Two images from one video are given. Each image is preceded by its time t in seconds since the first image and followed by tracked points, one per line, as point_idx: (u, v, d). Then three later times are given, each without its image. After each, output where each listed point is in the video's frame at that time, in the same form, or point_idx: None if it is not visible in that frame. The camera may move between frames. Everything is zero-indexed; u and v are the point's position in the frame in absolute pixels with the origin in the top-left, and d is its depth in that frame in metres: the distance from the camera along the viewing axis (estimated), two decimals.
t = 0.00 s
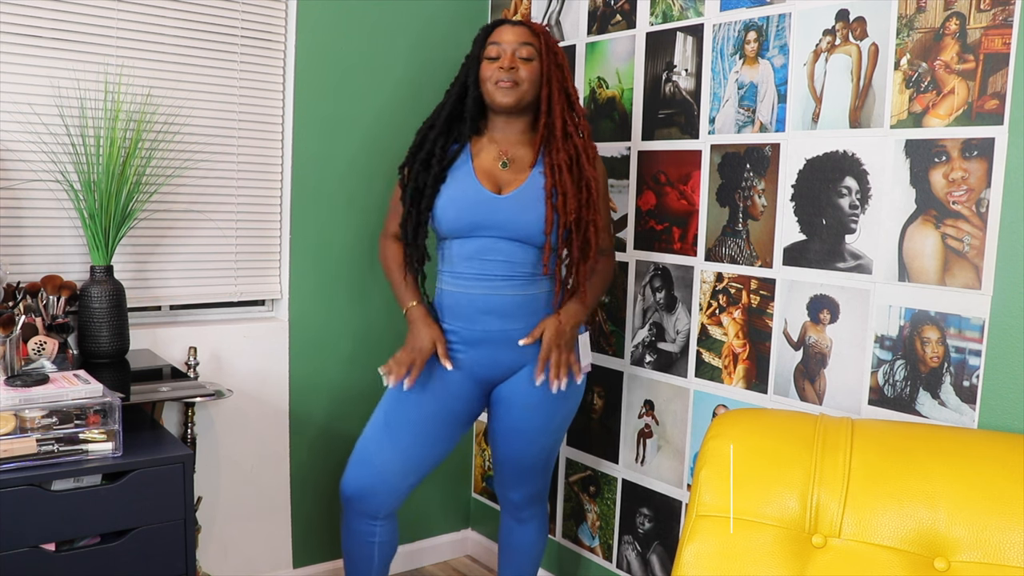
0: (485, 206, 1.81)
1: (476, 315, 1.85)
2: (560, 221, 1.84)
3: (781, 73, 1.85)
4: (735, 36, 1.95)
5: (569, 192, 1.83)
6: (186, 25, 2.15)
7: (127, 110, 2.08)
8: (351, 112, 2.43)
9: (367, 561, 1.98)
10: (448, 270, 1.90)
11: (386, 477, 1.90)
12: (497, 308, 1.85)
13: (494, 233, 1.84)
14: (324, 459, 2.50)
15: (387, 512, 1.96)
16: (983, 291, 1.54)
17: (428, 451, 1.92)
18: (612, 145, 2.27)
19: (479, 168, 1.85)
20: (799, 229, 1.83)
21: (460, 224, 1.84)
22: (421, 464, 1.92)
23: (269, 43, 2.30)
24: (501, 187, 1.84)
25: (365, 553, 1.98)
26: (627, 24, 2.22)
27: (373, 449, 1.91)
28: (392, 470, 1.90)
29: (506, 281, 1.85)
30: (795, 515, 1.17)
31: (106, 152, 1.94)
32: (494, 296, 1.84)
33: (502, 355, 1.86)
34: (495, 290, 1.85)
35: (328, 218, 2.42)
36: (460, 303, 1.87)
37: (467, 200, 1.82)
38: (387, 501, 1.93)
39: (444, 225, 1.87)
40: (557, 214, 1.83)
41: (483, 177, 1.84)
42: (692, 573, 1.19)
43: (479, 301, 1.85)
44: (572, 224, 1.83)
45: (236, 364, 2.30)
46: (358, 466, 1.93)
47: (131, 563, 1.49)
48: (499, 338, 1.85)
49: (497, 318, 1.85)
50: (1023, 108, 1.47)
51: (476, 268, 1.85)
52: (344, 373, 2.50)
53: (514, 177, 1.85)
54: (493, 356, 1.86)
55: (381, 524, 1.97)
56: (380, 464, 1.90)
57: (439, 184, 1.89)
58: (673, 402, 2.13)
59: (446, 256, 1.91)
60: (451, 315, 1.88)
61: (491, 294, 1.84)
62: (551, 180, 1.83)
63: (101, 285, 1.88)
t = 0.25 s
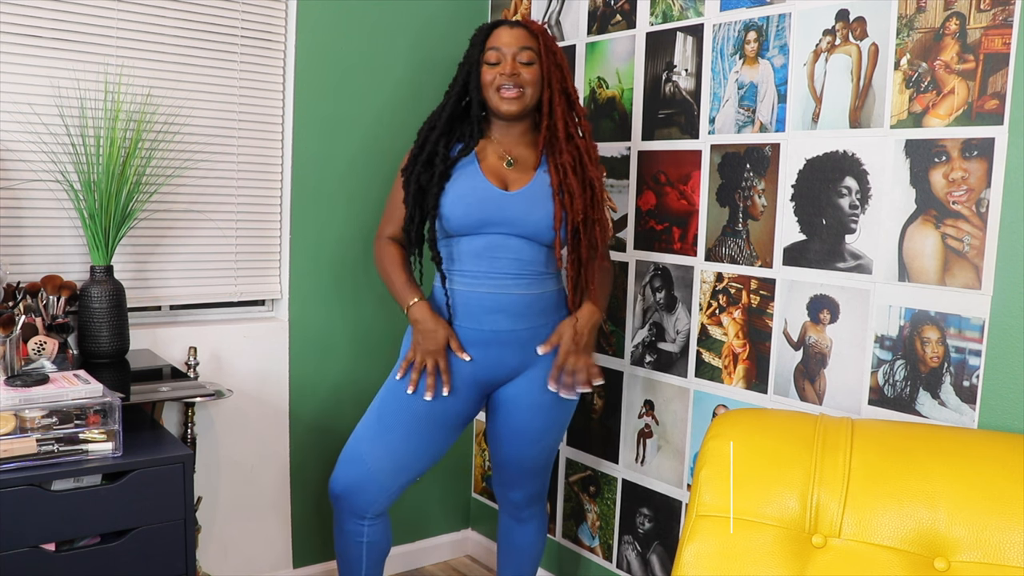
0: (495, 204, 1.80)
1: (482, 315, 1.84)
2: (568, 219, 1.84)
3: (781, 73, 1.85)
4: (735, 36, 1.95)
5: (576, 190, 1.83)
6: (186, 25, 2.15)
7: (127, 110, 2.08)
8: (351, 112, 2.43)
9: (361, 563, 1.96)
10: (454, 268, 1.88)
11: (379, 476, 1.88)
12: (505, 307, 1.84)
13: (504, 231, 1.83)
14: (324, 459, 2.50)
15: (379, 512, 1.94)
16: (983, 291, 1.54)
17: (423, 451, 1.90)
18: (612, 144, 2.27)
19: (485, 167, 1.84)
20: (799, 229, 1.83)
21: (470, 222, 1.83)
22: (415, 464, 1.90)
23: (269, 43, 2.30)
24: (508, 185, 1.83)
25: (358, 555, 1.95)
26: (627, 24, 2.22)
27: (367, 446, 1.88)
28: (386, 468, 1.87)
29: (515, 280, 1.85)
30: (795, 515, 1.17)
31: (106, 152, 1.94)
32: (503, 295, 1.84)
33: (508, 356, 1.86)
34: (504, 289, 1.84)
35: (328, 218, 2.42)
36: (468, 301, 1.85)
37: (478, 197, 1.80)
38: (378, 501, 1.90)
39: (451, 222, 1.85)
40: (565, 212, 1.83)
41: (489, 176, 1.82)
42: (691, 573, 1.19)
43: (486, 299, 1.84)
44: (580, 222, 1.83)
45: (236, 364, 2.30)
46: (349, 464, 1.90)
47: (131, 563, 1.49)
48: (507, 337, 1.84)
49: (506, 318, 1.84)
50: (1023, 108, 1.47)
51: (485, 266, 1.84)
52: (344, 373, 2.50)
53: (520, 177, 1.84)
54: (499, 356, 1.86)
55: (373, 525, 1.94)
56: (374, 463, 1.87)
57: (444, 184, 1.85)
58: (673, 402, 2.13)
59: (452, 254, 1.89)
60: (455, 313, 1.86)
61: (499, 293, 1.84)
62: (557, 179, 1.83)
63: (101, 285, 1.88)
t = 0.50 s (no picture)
0: (497, 201, 1.79)
1: (481, 314, 1.83)
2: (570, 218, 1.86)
3: (781, 73, 1.85)
4: (735, 36, 1.95)
5: (578, 191, 1.86)
6: (186, 25, 2.15)
7: (127, 110, 2.08)
8: (351, 112, 2.43)
9: (358, 564, 1.95)
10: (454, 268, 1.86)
11: (378, 478, 1.87)
12: (506, 306, 1.83)
13: (508, 228, 1.82)
14: (324, 459, 2.50)
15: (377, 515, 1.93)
16: (983, 291, 1.54)
17: (421, 453, 1.89)
18: (612, 144, 2.27)
19: (487, 166, 1.84)
20: (799, 229, 1.83)
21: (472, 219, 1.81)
22: (413, 466, 1.89)
23: (269, 43, 2.30)
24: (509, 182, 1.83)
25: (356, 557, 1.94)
26: (627, 24, 2.22)
27: (364, 449, 1.87)
28: (384, 471, 1.86)
29: (517, 278, 1.84)
30: (794, 515, 1.17)
31: (106, 152, 1.94)
32: (504, 293, 1.83)
33: (509, 356, 1.86)
34: (506, 287, 1.84)
35: (327, 218, 2.42)
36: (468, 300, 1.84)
37: (482, 194, 1.79)
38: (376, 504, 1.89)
39: (451, 221, 1.82)
40: (568, 210, 1.85)
41: (492, 174, 1.82)
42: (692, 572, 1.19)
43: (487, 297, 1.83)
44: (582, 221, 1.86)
45: (236, 364, 2.30)
46: (346, 467, 1.89)
47: (131, 563, 1.49)
48: (508, 336, 1.84)
49: (507, 317, 1.84)
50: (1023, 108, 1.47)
51: (487, 264, 1.83)
52: (344, 373, 2.50)
53: (521, 176, 1.85)
54: (500, 356, 1.85)
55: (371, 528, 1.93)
56: (371, 465, 1.86)
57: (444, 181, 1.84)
58: (673, 402, 2.13)
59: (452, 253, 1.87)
60: (454, 312, 1.85)
61: (500, 292, 1.83)
62: (558, 179, 1.85)
63: (101, 285, 1.88)
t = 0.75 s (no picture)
0: (500, 198, 1.80)
1: (480, 311, 1.83)
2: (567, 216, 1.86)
3: (781, 73, 1.85)
4: (735, 36, 1.95)
5: (574, 190, 1.87)
6: (186, 25, 2.15)
7: (127, 110, 2.08)
8: (351, 112, 2.43)
9: (359, 565, 1.95)
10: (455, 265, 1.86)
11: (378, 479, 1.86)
12: (505, 301, 1.83)
13: (509, 223, 1.84)
14: (324, 459, 2.50)
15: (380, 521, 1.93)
16: (983, 291, 1.54)
17: (421, 454, 1.89)
18: (612, 144, 2.27)
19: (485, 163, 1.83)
20: (799, 229, 1.83)
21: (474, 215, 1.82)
22: (413, 466, 1.89)
23: (270, 43, 2.30)
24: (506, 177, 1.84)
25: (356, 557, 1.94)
26: (627, 24, 2.22)
27: (364, 451, 1.87)
28: (384, 473, 1.86)
29: (517, 271, 1.85)
30: (794, 515, 1.17)
31: (106, 152, 1.94)
32: (503, 288, 1.83)
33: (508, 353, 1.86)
34: (505, 281, 1.84)
35: (327, 218, 2.42)
36: (467, 294, 1.84)
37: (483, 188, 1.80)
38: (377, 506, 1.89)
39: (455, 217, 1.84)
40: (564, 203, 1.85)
41: (489, 171, 1.82)
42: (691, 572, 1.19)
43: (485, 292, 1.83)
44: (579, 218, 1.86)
45: (236, 364, 2.30)
46: (346, 471, 1.89)
47: (131, 563, 1.49)
48: (507, 332, 1.84)
49: (506, 312, 1.83)
50: None
51: (488, 258, 1.84)
52: (344, 373, 2.50)
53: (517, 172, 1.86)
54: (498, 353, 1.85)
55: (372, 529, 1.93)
56: (371, 467, 1.86)
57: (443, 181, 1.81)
58: (673, 402, 2.13)
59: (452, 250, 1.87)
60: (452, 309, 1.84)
61: (499, 287, 1.83)
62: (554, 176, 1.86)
63: (101, 285, 1.88)
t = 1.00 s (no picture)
0: (492, 201, 1.80)
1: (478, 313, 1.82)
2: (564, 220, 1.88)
3: (781, 73, 1.85)
4: (735, 36, 1.95)
5: (572, 194, 1.88)
6: (186, 25, 2.15)
7: (127, 110, 2.08)
8: (351, 112, 2.43)
9: (360, 565, 1.96)
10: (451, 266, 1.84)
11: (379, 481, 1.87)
12: (504, 302, 1.82)
13: (502, 224, 1.82)
14: (324, 459, 2.50)
15: (381, 523, 1.94)
16: (983, 291, 1.54)
17: (421, 455, 1.89)
18: (612, 144, 2.27)
19: (480, 168, 1.85)
20: (799, 229, 1.83)
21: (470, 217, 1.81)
22: (414, 468, 1.89)
23: (269, 43, 2.30)
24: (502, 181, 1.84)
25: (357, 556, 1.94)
26: (627, 24, 2.22)
27: (365, 453, 1.87)
28: (386, 474, 1.86)
29: (516, 273, 1.83)
30: (794, 515, 1.17)
31: (106, 152, 1.94)
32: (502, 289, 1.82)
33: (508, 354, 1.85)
34: (505, 284, 1.82)
35: (327, 218, 2.42)
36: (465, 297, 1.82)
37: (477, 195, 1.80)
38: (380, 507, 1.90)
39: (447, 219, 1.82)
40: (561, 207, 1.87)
41: (486, 176, 1.83)
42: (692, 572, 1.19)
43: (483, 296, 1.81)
44: (576, 222, 1.88)
45: (236, 364, 2.30)
46: (347, 473, 1.89)
47: (131, 563, 1.49)
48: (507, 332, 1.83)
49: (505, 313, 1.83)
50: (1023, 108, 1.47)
51: (485, 259, 1.82)
52: (344, 373, 2.50)
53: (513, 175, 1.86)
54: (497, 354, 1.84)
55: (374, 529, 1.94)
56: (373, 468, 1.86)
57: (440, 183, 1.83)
58: (673, 402, 2.13)
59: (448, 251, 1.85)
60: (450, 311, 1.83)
61: (498, 289, 1.82)
62: (551, 180, 1.87)
63: (101, 285, 1.88)
